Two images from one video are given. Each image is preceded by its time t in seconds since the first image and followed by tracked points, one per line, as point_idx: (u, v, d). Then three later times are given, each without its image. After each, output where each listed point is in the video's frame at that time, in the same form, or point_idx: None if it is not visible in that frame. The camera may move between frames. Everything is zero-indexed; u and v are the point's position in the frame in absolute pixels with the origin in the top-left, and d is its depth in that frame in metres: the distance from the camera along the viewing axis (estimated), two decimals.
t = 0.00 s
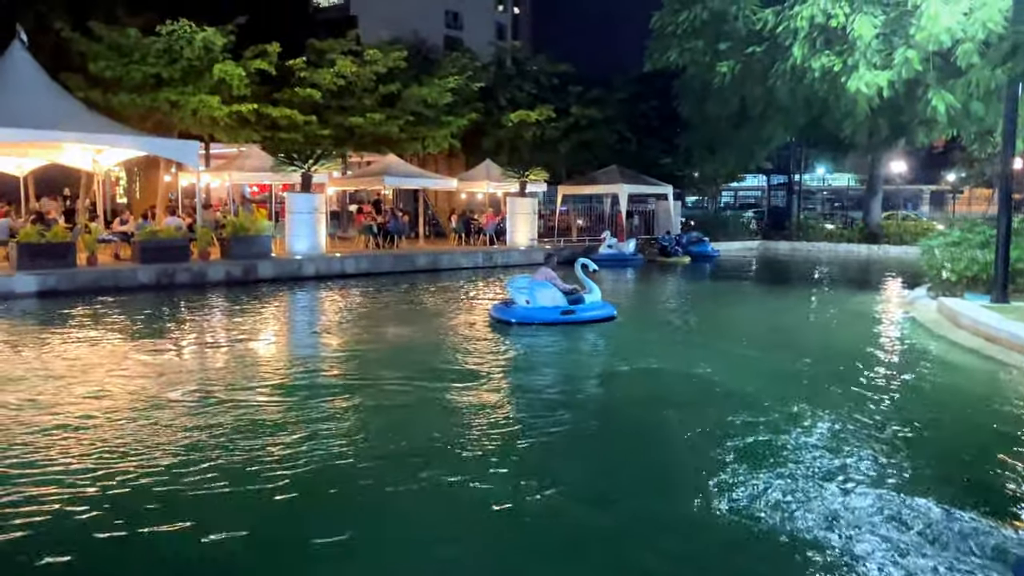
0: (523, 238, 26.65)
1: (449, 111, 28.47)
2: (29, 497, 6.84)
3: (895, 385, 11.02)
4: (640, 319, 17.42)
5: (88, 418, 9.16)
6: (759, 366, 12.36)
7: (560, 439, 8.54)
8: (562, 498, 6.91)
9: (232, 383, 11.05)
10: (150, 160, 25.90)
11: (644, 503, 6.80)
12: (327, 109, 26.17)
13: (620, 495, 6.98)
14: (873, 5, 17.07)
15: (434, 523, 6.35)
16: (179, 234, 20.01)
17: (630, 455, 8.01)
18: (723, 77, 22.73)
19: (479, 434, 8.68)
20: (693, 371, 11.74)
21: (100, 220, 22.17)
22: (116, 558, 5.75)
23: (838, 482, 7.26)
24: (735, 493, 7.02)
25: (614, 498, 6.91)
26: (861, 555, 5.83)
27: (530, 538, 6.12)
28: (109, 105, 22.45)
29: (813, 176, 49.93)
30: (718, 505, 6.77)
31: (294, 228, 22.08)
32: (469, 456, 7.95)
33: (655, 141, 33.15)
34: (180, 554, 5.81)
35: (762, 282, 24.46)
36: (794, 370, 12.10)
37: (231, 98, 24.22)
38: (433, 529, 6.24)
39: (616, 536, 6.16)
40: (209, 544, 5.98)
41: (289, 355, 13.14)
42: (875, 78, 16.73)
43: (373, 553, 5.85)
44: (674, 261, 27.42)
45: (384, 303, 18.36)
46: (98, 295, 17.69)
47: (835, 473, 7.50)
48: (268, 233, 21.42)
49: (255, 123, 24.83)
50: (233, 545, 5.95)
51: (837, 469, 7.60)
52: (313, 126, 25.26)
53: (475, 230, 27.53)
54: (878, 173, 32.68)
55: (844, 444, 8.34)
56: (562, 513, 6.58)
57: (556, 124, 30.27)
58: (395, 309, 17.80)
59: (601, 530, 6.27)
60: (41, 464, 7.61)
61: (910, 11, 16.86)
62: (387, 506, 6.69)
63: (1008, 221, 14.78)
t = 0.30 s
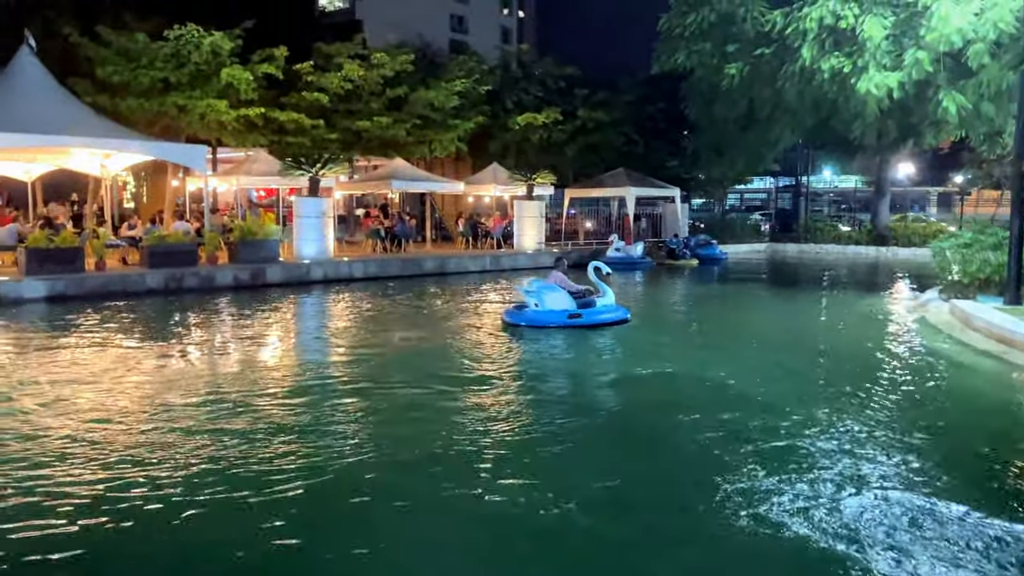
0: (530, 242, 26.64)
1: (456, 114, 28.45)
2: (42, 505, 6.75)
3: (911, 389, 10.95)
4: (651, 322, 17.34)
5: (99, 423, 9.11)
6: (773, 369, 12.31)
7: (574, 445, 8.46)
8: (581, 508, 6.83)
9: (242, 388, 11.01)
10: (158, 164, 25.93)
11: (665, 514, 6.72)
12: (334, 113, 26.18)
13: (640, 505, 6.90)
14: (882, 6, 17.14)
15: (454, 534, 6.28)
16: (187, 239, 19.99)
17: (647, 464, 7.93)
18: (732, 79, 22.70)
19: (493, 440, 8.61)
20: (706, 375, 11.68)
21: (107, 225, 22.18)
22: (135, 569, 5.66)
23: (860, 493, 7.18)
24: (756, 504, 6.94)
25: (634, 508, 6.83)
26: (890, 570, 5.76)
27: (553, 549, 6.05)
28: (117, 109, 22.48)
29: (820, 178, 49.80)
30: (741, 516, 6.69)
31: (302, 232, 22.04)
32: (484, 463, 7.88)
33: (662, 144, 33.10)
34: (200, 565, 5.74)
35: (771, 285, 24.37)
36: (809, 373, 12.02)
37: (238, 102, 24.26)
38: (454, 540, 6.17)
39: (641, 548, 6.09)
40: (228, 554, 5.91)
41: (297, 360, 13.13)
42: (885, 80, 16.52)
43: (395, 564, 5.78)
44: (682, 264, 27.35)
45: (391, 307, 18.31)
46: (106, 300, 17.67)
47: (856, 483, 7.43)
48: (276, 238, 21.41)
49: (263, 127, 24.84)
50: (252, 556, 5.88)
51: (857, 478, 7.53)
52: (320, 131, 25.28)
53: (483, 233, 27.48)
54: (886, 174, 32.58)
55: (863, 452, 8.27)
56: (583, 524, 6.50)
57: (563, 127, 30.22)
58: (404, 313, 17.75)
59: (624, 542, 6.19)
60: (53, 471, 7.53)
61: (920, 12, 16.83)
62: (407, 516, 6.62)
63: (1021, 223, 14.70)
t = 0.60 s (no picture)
0: (541, 244, 26.57)
1: (467, 116, 28.41)
2: (57, 512, 6.66)
3: (933, 393, 10.83)
4: (665, 325, 17.24)
5: (114, 427, 9.07)
6: (791, 373, 12.20)
7: (590, 451, 8.36)
8: (598, 516, 6.70)
9: (257, 391, 10.97)
10: (170, 167, 25.99)
11: (686, 522, 6.61)
12: (346, 116, 26.22)
13: (661, 513, 6.79)
14: (897, 7, 17.09)
15: (471, 543, 6.19)
16: (200, 242, 20.00)
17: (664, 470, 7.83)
18: (745, 81, 22.61)
19: (507, 445, 8.52)
20: (722, 379, 11.59)
21: (120, 228, 22.22)
22: None
23: (884, 501, 7.06)
24: (777, 512, 6.82)
25: (654, 517, 6.71)
26: None
27: (571, 558, 5.96)
28: (129, 112, 22.53)
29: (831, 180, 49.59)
30: (764, 525, 6.57)
31: (314, 235, 22.02)
32: (500, 468, 7.79)
33: (674, 146, 33.01)
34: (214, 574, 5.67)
35: (784, 287, 24.24)
36: (828, 377, 11.91)
37: (250, 105, 24.31)
38: (472, 550, 6.08)
39: (664, 558, 5.98)
40: (247, 563, 5.82)
41: (311, 362, 13.10)
42: (899, 82, 16.45)
43: (415, 575, 5.68)
44: (694, 266, 27.24)
45: (403, 310, 18.27)
46: (118, 303, 17.68)
47: (878, 491, 7.30)
48: (288, 240, 21.42)
49: (275, 129, 24.89)
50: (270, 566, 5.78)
51: (879, 486, 7.41)
52: (332, 134, 25.30)
53: (494, 236, 27.42)
54: (899, 177, 32.39)
55: (883, 458, 8.16)
56: (604, 533, 6.39)
57: (574, 129, 30.15)
58: (416, 315, 17.71)
59: (646, 552, 6.08)
60: (66, 476, 7.45)
61: (935, 13, 16.75)
62: (424, 524, 6.52)
63: None
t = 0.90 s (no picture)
0: (555, 246, 26.47)
1: (481, 119, 28.38)
2: (75, 520, 6.58)
3: (956, 399, 10.70)
4: (681, 327, 17.17)
5: (133, 431, 9.05)
6: (809, 376, 12.11)
7: (606, 456, 8.27)
8: (618, 524, 6.62)
9: (276, 394, 10.96)
10: (185, 168, 26.09)
11: (711, 532, 6.51)
12: (360, 118, 26.24)
13: (684, 522, 6.69)
14: (915, 8, 17.05)
15: (490, 551, 6.11)
16: (216, 244, 20.05)
17: (684, 477, 7.73)
18: (760, 82, 22.56)
19: (524, 450, 8.43)
20: (740, 383, 11.49)
21: (136, 229, 22.30)
22: None
23: (909, 509, 6.95)
24: (802, 521, 6.71)
25: (678, 526, 6.61)
26: None
27: (591, 568, 5.88)
28: (144, 114, 22.62)
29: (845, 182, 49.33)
30: (790, 534, 6.46)
31: (329, 237, 22.06)
32: (517, 474, 7.70)
33: (687, 148, 32.90)
34: None
35: (799, 290, 24.10)
36: (848, 381, 11.81)
37: (265, 107, 24.37)
38: (493, 558, 6.00)
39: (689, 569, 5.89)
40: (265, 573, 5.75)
41: (327, 365, 13.08)
42: (918, 83, 16.36)
43: None
44: (708, 269, 27.13)
45: (417, 312, 18.26)
46: (134, 305, 17.72)
47: (901, 498, 7.20)
48: (303, 242, 21.46)
49: (289, 132, 24.95)
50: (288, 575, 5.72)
51: (901, 493, 7.31)
52: (346, 136, 25.36)
53: (507, 237, 27.36)
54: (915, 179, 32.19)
55: (906, 465, 8.05)
56: (627, 543, 6.29)
57: (587, 131, 30.10)
58: (431, 318, 17.70)
59: (666, 563, 5.99)
60: (82, 483, 7.39)
61: (955, 13, 16.67)
62: (443, 532, 6.43)
63: None
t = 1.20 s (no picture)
0: (570, 247, 26.34)
1: (496, 119, 28.28)
2: (93, 525, 6.48)
3: (984, 405, 10.51)
4: (699, 330, 17.02)
5: (151, 433, 8.98)
6: (833, 381, 11.94)
7: (626, 462, 8.14)
8: (640, 533, 6.48)
9: (294, 396, 10.89)
10: (201, 168, 26.13)
11: (740, 542, 6.35)
12: (375, 118, 26.18)
13: (711, 531, 6.53)
14: (938, 7, 16.86)
15: (510, 561, 5.97)
16: (231, 244, 20.04)
17: (707, 484, 7.57)
18: (779, 83, 22.39)
19: (544, 455, 8.30)
20: (762, 387, 11.32)
21: (151, 229, 22.32)
22: None
23: (942, 519, 6.77)
24: (834, 531, 6.54)
25: (706, 536, 6.45)
26: None
27: None
28: (160, 114, 22.65)
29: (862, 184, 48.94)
30: (821, 545, 6.29)
31: (344, 237, 22.01)
32: (539, 481, 7.56)
33: (704, 149, 32.70)
34: None
35: (817, 293, 23.88)
36: (872, 386, 11.64)
37: (281, 107, 24.36)
38: (517, 568, 5.86)
39: None
40: None
41: (343, 367, 13.01)
42: (941, 83, 16.26)
43: None
44: (724, 270, 26.94)
45: (432, 314, 18.18)
46: (150, 306, 17.72)
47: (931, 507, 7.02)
48: (318, 242, 21.43)
49: (305, 132, 24.95)
50: None
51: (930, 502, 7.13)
52: (362, 136, 25.33)
53: (522, 239, 27.24)
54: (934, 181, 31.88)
55: (937, 473, 7.87)
56: (655, 554, 6.13)
57: (603, 131, 29.96)
58: (447, 319, 17.60)
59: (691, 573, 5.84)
60: (99, 487, 7.30)
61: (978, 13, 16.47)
62: (461, 540, 6.31)
63: None
